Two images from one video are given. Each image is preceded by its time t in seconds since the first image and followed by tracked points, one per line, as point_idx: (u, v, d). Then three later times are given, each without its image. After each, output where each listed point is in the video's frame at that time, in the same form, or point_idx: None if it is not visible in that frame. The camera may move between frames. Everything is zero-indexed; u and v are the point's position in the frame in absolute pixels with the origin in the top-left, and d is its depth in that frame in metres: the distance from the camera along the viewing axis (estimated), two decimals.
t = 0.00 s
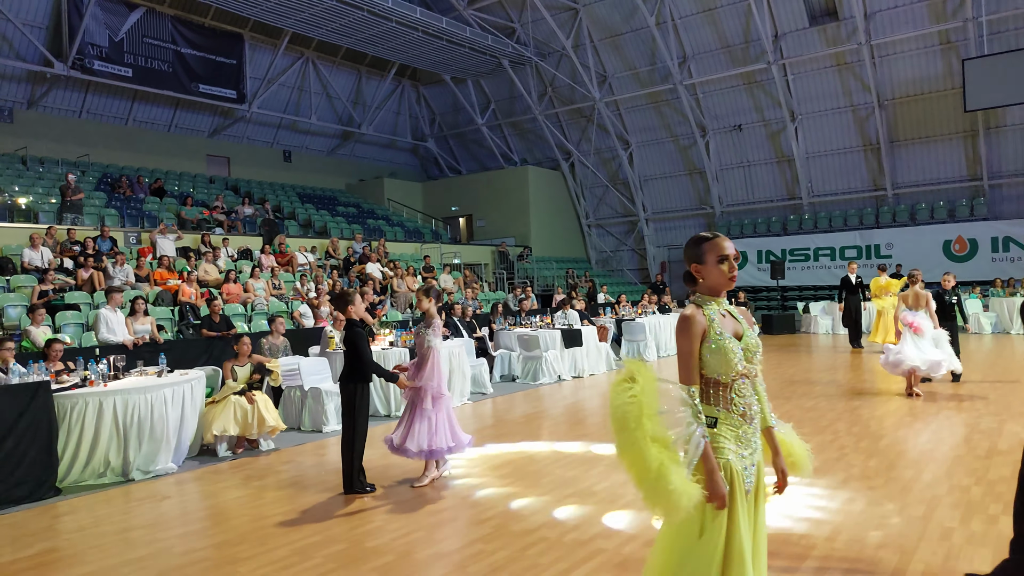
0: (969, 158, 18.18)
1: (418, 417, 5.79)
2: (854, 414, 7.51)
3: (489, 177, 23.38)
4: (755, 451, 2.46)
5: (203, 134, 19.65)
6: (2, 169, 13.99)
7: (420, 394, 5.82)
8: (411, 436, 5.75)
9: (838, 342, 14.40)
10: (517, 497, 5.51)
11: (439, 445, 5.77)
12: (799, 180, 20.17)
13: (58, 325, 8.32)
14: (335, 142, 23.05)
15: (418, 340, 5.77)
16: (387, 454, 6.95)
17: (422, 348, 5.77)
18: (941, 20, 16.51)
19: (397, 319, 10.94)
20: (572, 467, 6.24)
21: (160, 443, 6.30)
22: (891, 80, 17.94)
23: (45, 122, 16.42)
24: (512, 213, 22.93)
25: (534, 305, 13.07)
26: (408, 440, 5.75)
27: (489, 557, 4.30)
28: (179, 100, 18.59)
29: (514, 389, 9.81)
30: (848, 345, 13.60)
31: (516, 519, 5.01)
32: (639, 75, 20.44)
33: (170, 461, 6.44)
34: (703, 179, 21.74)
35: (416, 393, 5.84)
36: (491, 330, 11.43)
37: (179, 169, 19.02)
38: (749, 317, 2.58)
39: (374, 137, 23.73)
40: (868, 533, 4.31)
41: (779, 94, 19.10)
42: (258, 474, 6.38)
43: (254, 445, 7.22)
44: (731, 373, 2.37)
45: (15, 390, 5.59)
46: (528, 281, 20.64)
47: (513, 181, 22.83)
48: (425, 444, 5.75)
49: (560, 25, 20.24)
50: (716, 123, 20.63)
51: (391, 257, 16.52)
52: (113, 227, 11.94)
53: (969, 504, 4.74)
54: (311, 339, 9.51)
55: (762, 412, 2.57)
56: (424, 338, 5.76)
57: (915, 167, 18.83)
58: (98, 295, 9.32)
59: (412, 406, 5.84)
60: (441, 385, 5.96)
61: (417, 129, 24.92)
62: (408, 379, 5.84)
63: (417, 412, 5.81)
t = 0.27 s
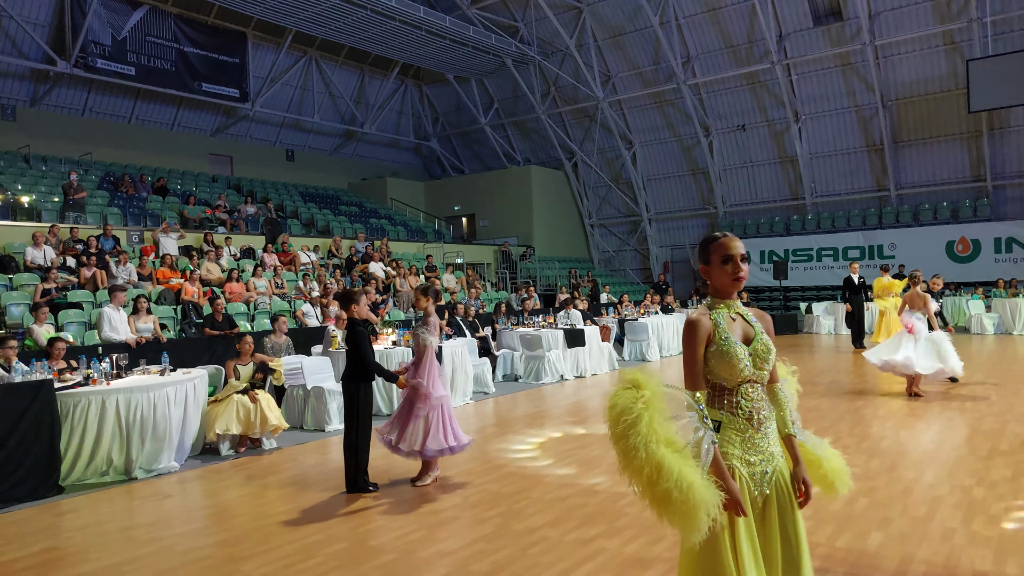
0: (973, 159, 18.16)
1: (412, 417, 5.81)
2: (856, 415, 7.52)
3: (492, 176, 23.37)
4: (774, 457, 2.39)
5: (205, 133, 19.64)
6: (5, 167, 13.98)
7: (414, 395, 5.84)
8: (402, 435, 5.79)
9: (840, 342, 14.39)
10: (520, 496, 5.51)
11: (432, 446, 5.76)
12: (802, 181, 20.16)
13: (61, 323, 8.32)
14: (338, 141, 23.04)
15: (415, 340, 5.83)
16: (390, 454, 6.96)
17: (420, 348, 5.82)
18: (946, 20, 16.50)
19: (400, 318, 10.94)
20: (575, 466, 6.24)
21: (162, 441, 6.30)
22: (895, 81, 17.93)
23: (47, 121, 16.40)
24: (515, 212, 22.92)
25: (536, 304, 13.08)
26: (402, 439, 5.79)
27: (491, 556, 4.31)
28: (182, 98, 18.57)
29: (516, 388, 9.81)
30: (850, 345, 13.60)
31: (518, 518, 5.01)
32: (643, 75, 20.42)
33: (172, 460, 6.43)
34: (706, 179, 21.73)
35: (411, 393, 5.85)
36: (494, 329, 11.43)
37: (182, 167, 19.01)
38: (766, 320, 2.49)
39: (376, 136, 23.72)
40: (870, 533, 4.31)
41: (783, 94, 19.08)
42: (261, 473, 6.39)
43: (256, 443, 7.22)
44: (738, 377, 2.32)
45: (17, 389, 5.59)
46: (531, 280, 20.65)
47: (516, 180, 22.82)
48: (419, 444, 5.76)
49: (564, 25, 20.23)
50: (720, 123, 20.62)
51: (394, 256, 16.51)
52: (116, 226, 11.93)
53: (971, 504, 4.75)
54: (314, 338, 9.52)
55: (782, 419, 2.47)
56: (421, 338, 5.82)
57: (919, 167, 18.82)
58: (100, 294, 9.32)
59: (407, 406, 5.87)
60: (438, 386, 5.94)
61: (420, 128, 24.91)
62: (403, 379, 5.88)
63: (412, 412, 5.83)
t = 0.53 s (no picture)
0: (974, 158, 18.16)
1: (412, 416, 5.79)
2: (856, 414, 7.52)
3: (493, 176, 23.37)
4: (783, 463, 2.28)
5: (206, 132, 19.63)
6: (5, 166, 13.98)
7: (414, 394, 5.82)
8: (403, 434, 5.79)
9: (841, 341, 14.38)
10: (521, 495, 5.51)
11: (432, 444, 5.75)
12: (804, 180, 20.16)
13: (61, 322, 8.31)
14: (339, 140, 23.04)
15: (413, 340, 5.82)
16: (391, 453, 6.95)
17: (419, 348, 5.81)
18: (946, 19, 16.50)
19: (400, 317, 10.93)
20: (575, 465, 6.24)
21: (163, 440, 6.29)
22: (896, 80, 17.93)
23: (47, 119, 16.38)
24: (516, 212, 22.91)
25: (538, 304, 13.07)
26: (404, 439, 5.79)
27: (492, 555, 4.30)
28: (183, 97, 18.55)
29: (517, 388, 9.81)
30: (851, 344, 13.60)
31: (518, 517, 5.00)
32: (644, 74, 20.42)
33: (173, 459, 6.43)
34: (707, 179, 21.73)
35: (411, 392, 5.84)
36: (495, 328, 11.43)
37: (183, 166, 19.01)
38: (785, 320, 2.37)
39: (377, 135, 23.71)
40: (871, 532, 4.31)
41: (784, 93, 19.08)
42: (262, 472, 6.38)
43: (257, 442, 7.21)
44: (738, 379, 2.27)
45: (18, 388, 5.59)
46: (532, 279, 20.66)
47: (517, 180, 22.82)
48: (420, 443, 5.75)
49: (565, 24, 20.22)
50: (721, 122, 20.62)
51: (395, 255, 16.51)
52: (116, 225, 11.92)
53: (971, 503, 4.74)
54: (315, 337, 9.52)
55: (798, 423, 2.34)
56: (421, 337, 5.81)
57: (920, 167, 18.82)
58: (101, 293, 9.32)
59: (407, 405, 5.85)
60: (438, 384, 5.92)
61: (421, 127, 24.90)
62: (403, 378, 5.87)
63: (412, 411, 5.82)
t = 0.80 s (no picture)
0: (975, 158, 18.17)
1: (413, 414, 5.79)
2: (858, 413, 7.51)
3: (494, 174, 23.35)
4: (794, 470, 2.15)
5: (207, 128, 19.59)
6: (6, 162, 13.95)
7: (413, 390, 5.83)
8: (404, 431, 5.79)
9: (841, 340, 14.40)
10: (521, 492, 5.52)
11: (434, 441, 5.75)
12: (805, 179, 20.15)
13: (61, 318, 8.30)
14: (339, 137, 23.02)
15: (412, 337, 5.80)
16: (391, 451, 6.95)
17: (417, 345, 5.79)
18: (949, 19, 16.49)
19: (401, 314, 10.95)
20: (576, 463, 6.25)
21: (164, 437, 6.31)
22: (898, 80, 17.92)
23: (47, 115, 16.33)
24: (516, 210, 22.91)
25: (538, 302, 13.09)
26: (405, 437, 5.79)
27: (494, 552, 4.31)
28: (183, 94, 18.53)
29: (517, 386, 9.82)
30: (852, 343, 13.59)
31: (519, 514, 5.01)
32: (646, 72, 20.39)
33: (173, 455, 6.44)
34: (709, 177, 21.72)
35: (410, 390, 5.84)
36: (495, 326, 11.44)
37: (184, 163, 18.99)
38: (803, 318, 2.20)
39: (378, 132, 23.67)
40: (871, 531, 4.32)
41: (786, 92, 19.07)
42: (263, 469, 6.39)
43: (257, 439, 7.21)
44: (742, 379, 2.19)
45: (20, 383, 5.59)
46: (533, 277, 20.67)
47: (518, 178, 22.81)
48: (421, 440, 5.76)
49: (567, 22, 20.20)
50: (723, 121, 20.60)
51: (395, 253, 16.49)
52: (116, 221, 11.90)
53: (972, 503, 4.75)
54: (316, 334, 9.53)
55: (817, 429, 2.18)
56: (420, 334, 5.79)
57: (921, 166, 18.83)
58: (102, 289, 9.30)
59: (407, 403, 5.85)
60: (436, 381, 5.91)
61: (422, 125, 24.88)
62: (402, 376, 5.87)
63: (412, 409, 5.81)
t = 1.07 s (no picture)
0: (981, 161, 18.08)
1: (414, 413, 5.80)
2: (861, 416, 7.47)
3: (498, 173, 23.37)
4: (801, 481, 2.09)
5: (212, 125, 19.71)
6: (13, 156, 14.08)
7: (415, 389, 5.83)
8: (405, 429, 5.81)
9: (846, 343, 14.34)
10: (522, 492, 5.52)
11: (436, 439, 5.78)
12: (809, 180, 20.10)
13: (66, 313, 8.35)
14: (344, 135, 23.11)
15: (414, 336, 5.80)
16: (393, 449, 6.96)
17: (420, 344, 5.79)
18: (955, 21, 16.42)
19: (404, 313, 10.97)
20: (578, 463, 6.24)
21: (166, 432, 6.36)
22: (903, 82, 17.85)
23: (55, 111, 16.46)
24: (520, 209, 22.91)
25: (541, 301, 13.09)
26: (406, 435, 5.80)
27: (495, 552, 4.31)
28: (189, 91, 18.62)
29: (519, 385, 9.82)
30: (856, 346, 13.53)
31: (521, 514, 5.01)
32: (650, 72, 20.37)
33: (175, 450, 6.50)
34: (712, 178, 21.68)
35: (412, 388, 5.84)
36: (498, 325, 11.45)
37: (189, 160, 19.08)
38: (818, 324, 2.09)
39: (383, 130, 23.74)
40: (873, 535, 4.30)
41: (791, 93, 19.01)
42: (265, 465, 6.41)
43: (260, 435, 7.24)
44: (749, 383, 2.15)
45: (24, 377, 5.62)
46: (536, 277, 20.68)
47: (522, 177, 22.81)
48: (422, 439, 5.78)
49: (572, 21, 20.20)
50: (726, 121, 20.56)
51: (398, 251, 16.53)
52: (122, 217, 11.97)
53: (975, 508, 4.72)
54: (319, 332, 9.56)
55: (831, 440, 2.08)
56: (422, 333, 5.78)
57: (926, 169, 18.76)
58: (107, 284, 9.36)
59: (408, 401, 5.85)
60: (437, 379, 5.91)
61: (426, 124, 24.93)
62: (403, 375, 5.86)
63: (413, 407, 5.82)
